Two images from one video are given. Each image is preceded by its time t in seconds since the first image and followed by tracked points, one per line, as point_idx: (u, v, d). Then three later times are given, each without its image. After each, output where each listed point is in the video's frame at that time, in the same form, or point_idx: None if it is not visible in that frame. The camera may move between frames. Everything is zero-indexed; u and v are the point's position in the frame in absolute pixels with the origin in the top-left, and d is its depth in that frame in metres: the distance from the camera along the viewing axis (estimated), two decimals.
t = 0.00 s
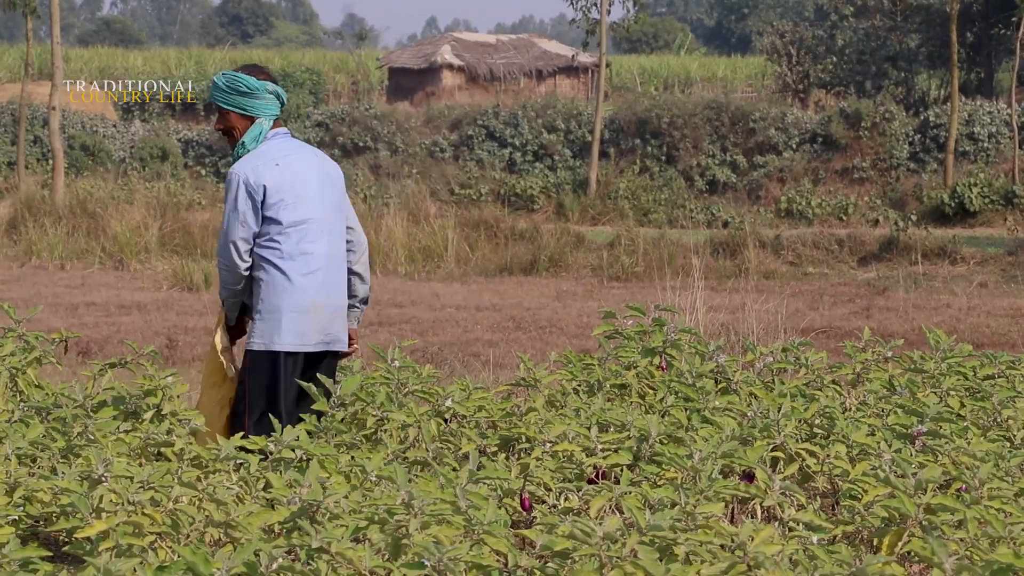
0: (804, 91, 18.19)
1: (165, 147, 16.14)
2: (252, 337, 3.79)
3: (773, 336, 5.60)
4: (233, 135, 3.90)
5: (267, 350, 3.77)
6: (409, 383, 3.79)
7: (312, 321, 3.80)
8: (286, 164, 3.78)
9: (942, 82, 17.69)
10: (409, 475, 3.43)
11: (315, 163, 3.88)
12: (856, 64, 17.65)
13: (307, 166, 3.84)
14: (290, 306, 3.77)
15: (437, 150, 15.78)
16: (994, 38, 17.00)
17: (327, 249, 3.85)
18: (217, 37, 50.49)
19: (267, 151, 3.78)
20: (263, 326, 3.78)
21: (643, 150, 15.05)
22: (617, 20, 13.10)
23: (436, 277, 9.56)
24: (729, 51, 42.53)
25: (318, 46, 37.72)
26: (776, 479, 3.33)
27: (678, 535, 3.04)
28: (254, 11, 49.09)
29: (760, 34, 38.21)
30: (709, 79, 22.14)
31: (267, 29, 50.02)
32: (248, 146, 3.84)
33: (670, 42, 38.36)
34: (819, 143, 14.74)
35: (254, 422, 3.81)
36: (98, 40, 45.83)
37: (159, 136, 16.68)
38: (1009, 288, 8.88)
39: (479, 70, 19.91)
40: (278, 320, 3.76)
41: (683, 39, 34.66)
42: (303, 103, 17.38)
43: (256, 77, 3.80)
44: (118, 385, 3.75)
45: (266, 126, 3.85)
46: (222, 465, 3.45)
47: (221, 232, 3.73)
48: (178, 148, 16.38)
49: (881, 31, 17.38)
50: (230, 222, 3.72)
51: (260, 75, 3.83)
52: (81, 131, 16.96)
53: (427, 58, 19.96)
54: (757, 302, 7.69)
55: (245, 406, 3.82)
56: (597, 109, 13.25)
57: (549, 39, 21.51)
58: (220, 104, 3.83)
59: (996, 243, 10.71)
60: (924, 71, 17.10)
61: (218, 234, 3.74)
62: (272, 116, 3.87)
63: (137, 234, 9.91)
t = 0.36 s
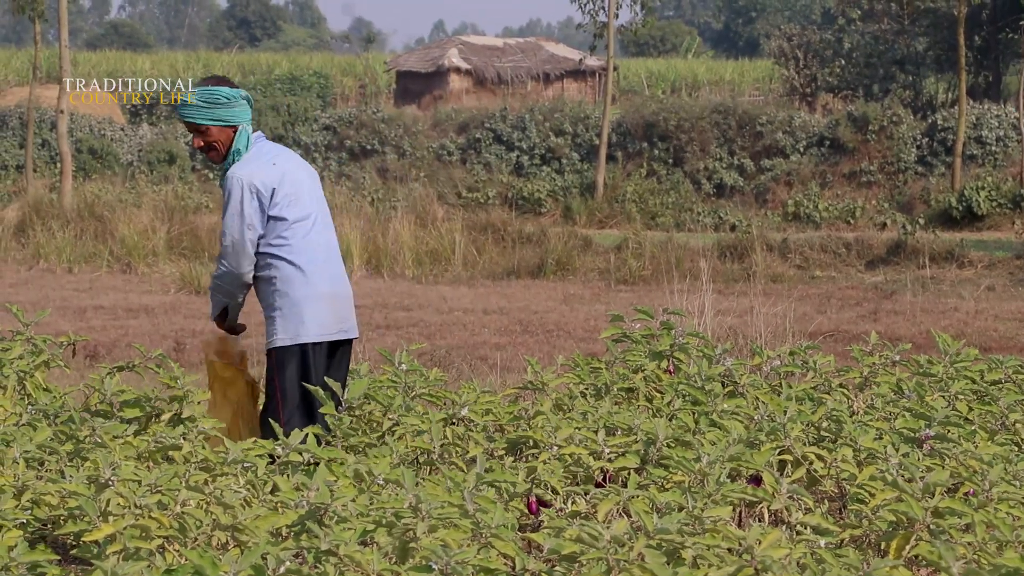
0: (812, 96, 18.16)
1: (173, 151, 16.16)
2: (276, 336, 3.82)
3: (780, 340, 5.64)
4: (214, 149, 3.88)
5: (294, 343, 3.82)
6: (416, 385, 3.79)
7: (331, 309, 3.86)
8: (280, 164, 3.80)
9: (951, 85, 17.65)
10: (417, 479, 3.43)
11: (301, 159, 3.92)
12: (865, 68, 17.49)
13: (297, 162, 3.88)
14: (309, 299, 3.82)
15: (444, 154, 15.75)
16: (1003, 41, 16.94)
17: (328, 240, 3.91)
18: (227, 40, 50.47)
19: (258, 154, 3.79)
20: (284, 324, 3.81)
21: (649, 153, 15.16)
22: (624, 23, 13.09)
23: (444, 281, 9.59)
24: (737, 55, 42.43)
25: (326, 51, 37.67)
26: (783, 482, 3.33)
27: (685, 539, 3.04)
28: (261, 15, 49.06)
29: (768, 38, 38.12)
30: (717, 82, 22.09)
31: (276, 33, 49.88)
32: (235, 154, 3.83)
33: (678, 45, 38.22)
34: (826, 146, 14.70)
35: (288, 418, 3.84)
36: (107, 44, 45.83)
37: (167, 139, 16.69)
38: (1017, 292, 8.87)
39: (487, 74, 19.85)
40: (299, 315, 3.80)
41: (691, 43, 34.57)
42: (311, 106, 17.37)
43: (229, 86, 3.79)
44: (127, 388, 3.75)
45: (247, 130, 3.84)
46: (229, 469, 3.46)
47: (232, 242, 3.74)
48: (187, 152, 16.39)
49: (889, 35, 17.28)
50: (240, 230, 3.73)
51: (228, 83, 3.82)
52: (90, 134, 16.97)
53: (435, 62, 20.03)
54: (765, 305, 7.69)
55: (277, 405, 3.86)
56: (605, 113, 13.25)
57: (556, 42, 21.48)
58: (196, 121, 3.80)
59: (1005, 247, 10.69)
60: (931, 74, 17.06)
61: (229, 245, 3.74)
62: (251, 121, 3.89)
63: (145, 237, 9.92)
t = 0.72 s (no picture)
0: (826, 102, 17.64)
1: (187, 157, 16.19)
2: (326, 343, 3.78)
3: (796, 347, 5.64)
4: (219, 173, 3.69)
5: (341, 350, 3.81)
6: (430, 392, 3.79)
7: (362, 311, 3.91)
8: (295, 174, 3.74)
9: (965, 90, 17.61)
10: (431, 485, 3.43)
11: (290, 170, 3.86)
12: (878, 75, 17.50)
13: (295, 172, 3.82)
14: (348, 302, 3.84)
15: (457, 160, 15.72)
16: (1018, 47, 16.91)
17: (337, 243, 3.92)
18: (240, 46, 50.55)
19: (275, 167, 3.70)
20: (333, 329, 3.79)
21: (663, 160, 15.08)
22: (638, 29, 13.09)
23: (458, 286, 9.58)
24: (750, 61, 42.42)
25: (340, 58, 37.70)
26: (797, 489, 3.33)
27: (699, 546, 3.03)
28: (275, 21, 49.14)
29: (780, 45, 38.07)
30: (730, 89, 22.02)
31: (289, 40, 49.90)
32: (248, 174, 3.67)
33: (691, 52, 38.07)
34: (840, 153, 14.65)
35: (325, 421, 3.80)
36: (121, 50, 45.89)
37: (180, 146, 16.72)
38: None
39: (499, 80, 19.86)
40: (343, 317, 3.81)
41: (704, 49, 34.56)
42: (325, 113, 17.39)
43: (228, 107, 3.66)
44: (141, 394, 3.75)
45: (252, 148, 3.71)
46: (243, 475, 3.46)
47: (297, 251, 3.59)
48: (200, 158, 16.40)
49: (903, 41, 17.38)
50: (302, 236, 3.61)
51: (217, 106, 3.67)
52: (104, 140, 17.00)
53: (449, 68, 20.05)
54: (779, 312, 7.69)
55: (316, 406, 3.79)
56: (618, 119, 13.24)
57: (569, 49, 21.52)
58: (205, 148, 3.61)
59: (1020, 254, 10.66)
60: (944, 81, 17.12)
61: (294, 255, 3.59)
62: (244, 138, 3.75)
63: (159, 243, 9.91)
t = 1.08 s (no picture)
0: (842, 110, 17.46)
1: (204, 166, 16.22)
2: (382, 364, 3.68)
3: (813, 357, 5.63)
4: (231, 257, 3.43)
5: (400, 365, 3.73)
6: (446, 400, 3.79)
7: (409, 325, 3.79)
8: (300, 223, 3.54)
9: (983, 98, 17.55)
10: (448, 494, 3.43)
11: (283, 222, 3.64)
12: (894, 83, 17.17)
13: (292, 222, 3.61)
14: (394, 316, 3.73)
15: (473, 168, 15.70)
16: None
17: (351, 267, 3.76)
18: (256, 55, 50.63)
19: (285, 229, 3.47)
20: (383, 353, 3.69)
21: (680, 168, 15.00)
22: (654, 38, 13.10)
23: (473, 295, 9.60)
24: (766, 69, 42.37)
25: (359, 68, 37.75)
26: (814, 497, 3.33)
27: (716, 554, 3.02)
28: (291, 30, 49.26)
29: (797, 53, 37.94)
30: (746, 97, 21.96)
31: (305, 48, 49.92)
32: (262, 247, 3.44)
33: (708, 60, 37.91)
34: (856, 161, 14.61)
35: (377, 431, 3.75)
36: (138, 59, 46.00)
37: (197, 155, 16.72)
38: None
39: (515, 89, 19.93)
40: (392, 339, 3.70)
41: (721, 56, 34.52)
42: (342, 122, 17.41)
43: (220, 190, 3.37)
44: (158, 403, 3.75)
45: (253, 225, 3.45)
46: (260, 484, 3.46)
47: (343, 300, 3.42)
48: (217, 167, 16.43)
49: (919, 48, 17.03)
50: (343, 282, 3.43)
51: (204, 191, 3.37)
52: (121, 149, 17.05)
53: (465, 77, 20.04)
54: (795, 321, 7.69)
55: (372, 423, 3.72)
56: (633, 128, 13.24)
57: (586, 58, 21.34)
58: (213, 240, 3.34)
59: None
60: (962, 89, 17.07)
61: (339, 304, 3.42)
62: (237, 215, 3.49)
63: (176, 252, 9.91)
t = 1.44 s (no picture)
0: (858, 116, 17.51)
1: (220, 173, 16.23)
2: (415, 373, 3.70)
3: (825, 361, 5.75)
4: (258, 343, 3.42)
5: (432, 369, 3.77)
6: (462, 407, 3.78)
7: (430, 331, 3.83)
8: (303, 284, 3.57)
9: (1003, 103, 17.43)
10: (464, 500, 3.42)
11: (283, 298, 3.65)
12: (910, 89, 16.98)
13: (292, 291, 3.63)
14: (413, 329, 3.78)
15: (489, 175, 15.56)
16: None
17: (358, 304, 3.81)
18: (273, 62, 50.69)
19: (294, 294, 3.49)
20: (419, 362, 3.71)
21: (695, 174, 15.08)
22: (669, 44, 13.09)
23: (489, 301, 9.59)
24: (783, 76, 42.34)
25: (377, 75, 37.85)
26: (831, 504, 3.31)
27: (732, 561, 3.01)
28: (308, 37, 49.39)
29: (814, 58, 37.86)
30: (762, 103, 21.91)
31: (322, 55, 49.99)
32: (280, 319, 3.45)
33: (724, 66, 37.85)
34: (873, 167, 14.57)
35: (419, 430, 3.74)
36: (154, 66, 46.06)
37: (214, 161, 16.62)
38: None
39: (532, 95, 19.90)
40: (421, 347, 3.73)
41: (738, 64, 34.50)
42: (357, 129, 17.40)
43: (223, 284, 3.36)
44: (174, 410, 3.74)
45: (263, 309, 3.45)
46: (276, 490, 3.45)
47: (375, 325, 3.50)
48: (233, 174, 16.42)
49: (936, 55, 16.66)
50: (368, 310, 3.50)
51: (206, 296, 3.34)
52: (137, 156, 17.06)
53: (481, 84, 19.93)
54: (811, 328, 7.68)
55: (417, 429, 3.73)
56: (650, 134, 13.23)
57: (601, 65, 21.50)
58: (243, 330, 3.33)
59: None
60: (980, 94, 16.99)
61: (373, 330, 3.50)
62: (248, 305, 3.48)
63: (191, 260, 9.91)
